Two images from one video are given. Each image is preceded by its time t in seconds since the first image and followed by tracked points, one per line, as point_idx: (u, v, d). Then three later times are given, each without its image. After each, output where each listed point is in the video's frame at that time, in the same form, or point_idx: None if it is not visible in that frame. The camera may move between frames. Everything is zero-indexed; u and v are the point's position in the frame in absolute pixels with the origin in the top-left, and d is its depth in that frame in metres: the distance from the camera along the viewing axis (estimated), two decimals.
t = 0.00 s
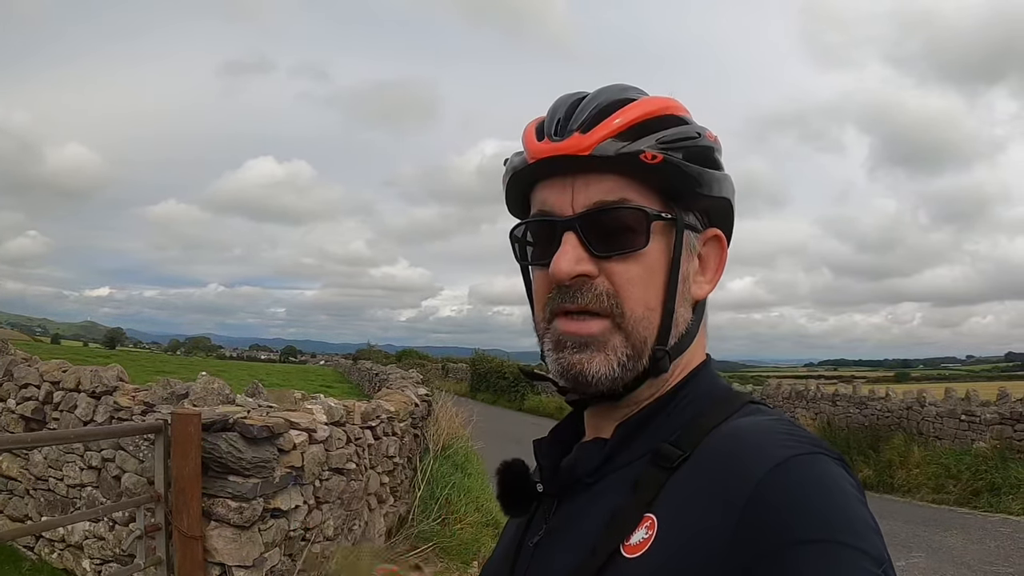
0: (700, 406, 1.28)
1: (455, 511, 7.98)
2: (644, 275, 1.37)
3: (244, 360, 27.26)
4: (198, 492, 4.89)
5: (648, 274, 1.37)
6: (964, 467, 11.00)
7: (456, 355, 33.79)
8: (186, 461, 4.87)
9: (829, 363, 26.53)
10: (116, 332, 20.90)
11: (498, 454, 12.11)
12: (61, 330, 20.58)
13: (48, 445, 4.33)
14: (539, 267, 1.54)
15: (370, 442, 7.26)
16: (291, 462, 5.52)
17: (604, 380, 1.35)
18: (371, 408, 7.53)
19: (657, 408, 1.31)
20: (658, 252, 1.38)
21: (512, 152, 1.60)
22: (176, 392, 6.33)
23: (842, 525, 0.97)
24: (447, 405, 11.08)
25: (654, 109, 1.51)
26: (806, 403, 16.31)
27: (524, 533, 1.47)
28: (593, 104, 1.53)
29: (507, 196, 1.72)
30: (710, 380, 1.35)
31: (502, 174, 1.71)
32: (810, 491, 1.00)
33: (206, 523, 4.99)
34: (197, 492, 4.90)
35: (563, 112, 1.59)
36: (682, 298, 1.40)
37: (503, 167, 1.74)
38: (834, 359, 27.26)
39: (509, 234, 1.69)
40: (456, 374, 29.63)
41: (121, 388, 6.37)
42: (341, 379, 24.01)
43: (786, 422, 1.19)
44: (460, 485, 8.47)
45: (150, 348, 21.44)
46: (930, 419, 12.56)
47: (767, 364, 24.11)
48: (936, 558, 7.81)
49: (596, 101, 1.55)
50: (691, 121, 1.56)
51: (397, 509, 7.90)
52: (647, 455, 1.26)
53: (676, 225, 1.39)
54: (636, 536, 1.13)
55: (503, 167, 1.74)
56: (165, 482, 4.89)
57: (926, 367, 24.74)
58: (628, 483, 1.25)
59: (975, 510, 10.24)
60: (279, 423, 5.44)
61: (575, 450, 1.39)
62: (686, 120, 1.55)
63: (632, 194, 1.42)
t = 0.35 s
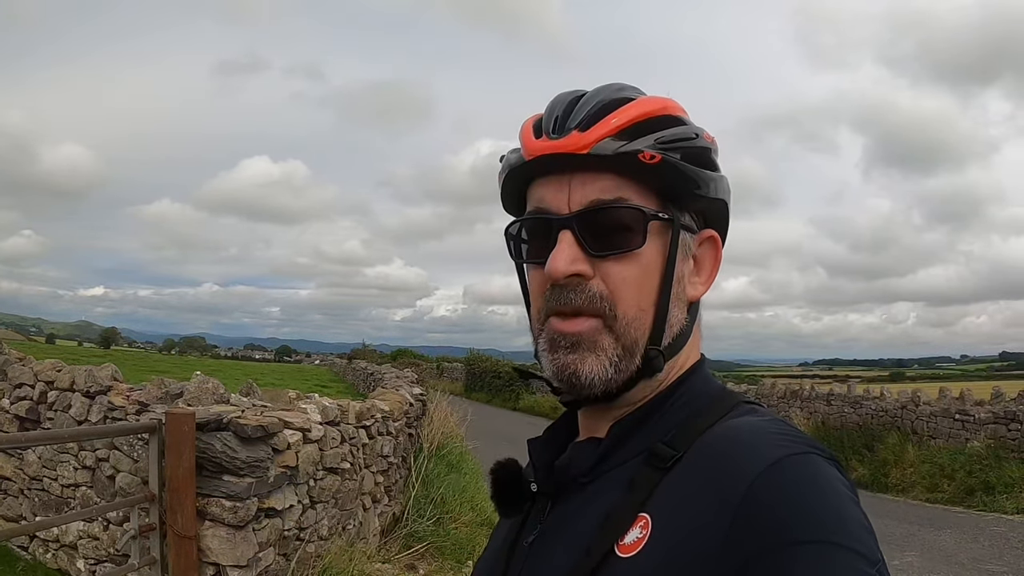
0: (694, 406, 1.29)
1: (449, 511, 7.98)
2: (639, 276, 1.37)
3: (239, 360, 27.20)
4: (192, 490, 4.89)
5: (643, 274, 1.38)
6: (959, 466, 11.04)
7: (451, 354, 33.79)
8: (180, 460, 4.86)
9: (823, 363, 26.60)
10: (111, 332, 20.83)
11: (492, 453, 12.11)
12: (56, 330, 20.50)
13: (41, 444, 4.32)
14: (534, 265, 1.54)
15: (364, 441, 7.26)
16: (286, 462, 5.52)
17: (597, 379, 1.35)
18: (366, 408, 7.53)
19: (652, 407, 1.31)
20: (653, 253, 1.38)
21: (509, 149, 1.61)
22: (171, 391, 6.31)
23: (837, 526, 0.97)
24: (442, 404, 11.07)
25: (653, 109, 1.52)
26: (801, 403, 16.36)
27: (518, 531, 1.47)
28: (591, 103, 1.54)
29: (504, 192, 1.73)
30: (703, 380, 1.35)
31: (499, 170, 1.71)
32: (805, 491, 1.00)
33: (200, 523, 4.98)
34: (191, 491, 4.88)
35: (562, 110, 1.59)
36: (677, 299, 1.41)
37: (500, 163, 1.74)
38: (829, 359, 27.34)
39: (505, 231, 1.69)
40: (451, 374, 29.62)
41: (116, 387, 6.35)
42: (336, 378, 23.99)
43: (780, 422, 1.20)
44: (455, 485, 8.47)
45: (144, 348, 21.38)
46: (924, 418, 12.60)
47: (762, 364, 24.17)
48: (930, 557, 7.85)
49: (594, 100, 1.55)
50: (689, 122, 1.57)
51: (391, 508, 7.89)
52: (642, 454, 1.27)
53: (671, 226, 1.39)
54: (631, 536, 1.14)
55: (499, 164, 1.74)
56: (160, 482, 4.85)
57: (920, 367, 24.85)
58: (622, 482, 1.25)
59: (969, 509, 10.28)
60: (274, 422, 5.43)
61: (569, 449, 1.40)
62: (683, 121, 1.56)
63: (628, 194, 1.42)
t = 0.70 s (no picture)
0: (695, 404, 1.29)
1: (445, 510, 7.97)
2: (641, 273, 1.38)
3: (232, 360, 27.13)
4: (187, 491, 4.86)
5: (644, 273, 1.38)
6: (952, 466, 11.09)
7: (445, 355, 33.76)
8: (176, 459, 4.84)
9: (816, 362, 26.67)
10: (104, 332, 20.74)
11: (487, 453, 12.11)
12: (48, 330, 20.39)
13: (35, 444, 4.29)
14: (535, 266, 1.54)
15: (359, 441, 7.25)
16: (281, 462, 5.51)
17: (600, 378, 1.36)
18: (360, 408, 7.51)
19: (654, 404, 1.32)
20: (654, 251, 1.39)
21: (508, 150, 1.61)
22: (165, 391, 6.29)
23: (837, 522, 0.98)
24: (436, 405, 11.06)
25: (652, 108, 1.52)
26: (795, 402, 16.40)
27: (520, 529, 1.48)
28: (589, 104, 1.54)
29: (503, 194, 1.72)
30: (704, 377, 1.35)
31: (498, 172, 1.71)
32: (805, 487, 1.01)
33: (195, 523, 4.96)
34: (187, 491, 4.86)
35: (560, 110, 1.59)
36: (677, 297, 1.41)
37: (499, 165, 1.74)
38: (822, 359, 27.43)
39: (505, 232, 1.69)
40: (445, 374, 29.60)
41: (110, 387, 6.33)
42: (330, 378, 23.92)
43: (780, 419, 1.20)
44: (450, 485, 8.46)
45: (137, 348, 21.29)
46: (918, 417, 12.66)
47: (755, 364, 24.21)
48: (924, 556, 7.88)
49: (592, 100, 1.55)
50: (686, 120, 1.57)
51: (386, 508, 7.87)
52: (643, 451, 1.27)
53: (672, 224, 1.39)
54: (632, 533, 1.14)
55: (498, 165, 1.74)
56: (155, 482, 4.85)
57: (912, 366, 24.97)
58: (624, 479, 1.25)
59: (963, 508, 10.33)
60: (269, 422, 5.41)
61: (571, 447, 1.40)
62: (682, 119, 1.56)
63: (628, 193, 1.42)
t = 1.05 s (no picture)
0: (688, 405, 1.28)
1: (438, 509, 7.96)
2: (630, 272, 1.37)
3: (226, 358, 27.07)
4: (180, 491, 4.85)
5: (634, 271, 1.37)
6: (946, 466, 11.12)
7: (439, 353, 33.75)
8: (169, 459, 4.82)
9: (810, 362, 26.75)
10: (98, 330, 20.66)
11: (481, 452, 12.10)
12: (42, 327, 20.31)
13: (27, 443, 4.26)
14: (528, 265, 1.53)
15: (353, 440, 7.23)
16: (274, 460, 5.48)
17: (589, 377, 1.35)
18: (354, 406, 7.49)
19: (646, 405, 1.31)
20: (644, 250, 1.38)
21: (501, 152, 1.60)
22: (159, 389, 6.26)
23: (835, 523, 0.97)
24: (429, 404, 11.05)
25: (645, 108, 1.51)
26: (789, 402, 16.44)
27: (513, 528, 1.47)
28: (581, 104, 1.53)
29: (500, 195, 1.72)
30: (698, 378, 1.35)
31: (494, 173, 1.71)
32: (803, 487, 1.00)
33: (188, 522, 4.96)
34: (180, 491, 4.85)
35: (553, 111, 1.58)
36: (670, 296, 1.40)
37: (495, 166, 1.74)
38: (816, 359, 27.51)
39: (501, 233, 1.68)
40: (439, 373, 29.60)
41: (103, 385, 6.30)
42: (324, 376, 23.87)
43: (777, 420, 1.20)
44: (443, 484, 8.46)
45: (131, 346, 21.22)
46: (911, 417, 12.69)
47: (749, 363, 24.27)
48: (918, 556, 7.90)
49: (584, 100, 1.54)
50: (681, 120, 1.56)
51: (380, 507, 7.86)
52: (637, 450, 1.26)
53: (662, 223, 1.38)
54: (625, 532, 1.13)
55: (494, 167, 1.74)
56: (148, 481, 4.81)
57: (905, 367, 25.07)
58: (617, 478, 1.25)
59: (955, 508, 10.37)
60: (262, 421, 5.39)
61: (564, 446, 1.39)
62: (676, 119, 1.55)
63: (619, 192, 1.41)
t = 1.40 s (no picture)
0: (688, 404, 1.27)
1: (435, 508, 7.95)
2: (627, 272, 1.36)
3: (222, 356, 27.03)
4: (177, 490, 4.83)
5: (632, 270, 1.37)
6: (942, 466, 11.14)
7: (436, 352, 33.75)
8: (166, 458, 4.80)
9: (807, 362, 26.80)
10: (94, 329, 20.61)
11: (477, 452, 12.09)
12: (38, 325, 20.24)
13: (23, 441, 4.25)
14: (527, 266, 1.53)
15: (350, 439, 7.22)
16: (271, 459, 5.46)
17: (589, 378, 1.34)
18: (351, 405, 7.47)
19: (646, 405, 1.30)
20: (642, 249, 1.37)
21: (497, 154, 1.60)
22: (155, 388, 6.23)
23: (838, 522, 0.96)
24: (426, 403, 11.04)
25: (640, 106, 1.50)
26: (785, 402, 16.46)
27: (513, 528, 1.46)
28: (576, 104, 1.52)
29: (497, 196, 1.71)
30: (697, 376, 1.34)
31: (491, 175, 1.70)
32: (807, 486, 0.99)
33: (185, 522, 4.93)
34: (176, 490, 4.83)
35: (549, 111, 1.58)
36: (668, 294, 1.39)
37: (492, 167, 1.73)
38: (812, 359, 27.56)
39: (499, 234, 1.68)
40: (436, 372, 29.59)
41: (99, 384, 6.28)
42: (320, 376, 23.84)
43: (778, 418, 1.19)
44: (440, 483, 8.45)
45: (127, 345, 21.18)
46: (908, 417, 12.70)
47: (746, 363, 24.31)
48: (915, 556, 7.91)
49: (579, 100, 1.53)
50: (676, 117, 1.55)
51: (376, 506, 7.85)
52: (638, 450, 1.26)
53: (659, 221, 1.38)
54: (629, 532, 1.12)
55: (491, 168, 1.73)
56: (144, 480, 4.80)
57: (902, 367, 25.14)
58: (619, 478, 1.24)
59: (952, 508, 10.39)
60: (259, 420, 5.37)
61: (564, 446, 1.39)
62: (672, 116, 1.54)
63: (616, 191, 1.41)
